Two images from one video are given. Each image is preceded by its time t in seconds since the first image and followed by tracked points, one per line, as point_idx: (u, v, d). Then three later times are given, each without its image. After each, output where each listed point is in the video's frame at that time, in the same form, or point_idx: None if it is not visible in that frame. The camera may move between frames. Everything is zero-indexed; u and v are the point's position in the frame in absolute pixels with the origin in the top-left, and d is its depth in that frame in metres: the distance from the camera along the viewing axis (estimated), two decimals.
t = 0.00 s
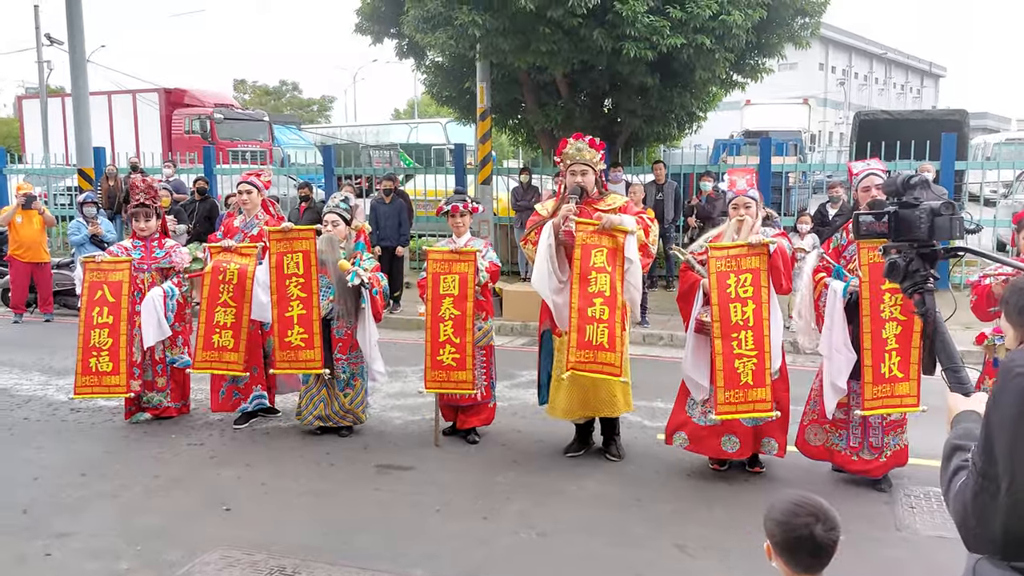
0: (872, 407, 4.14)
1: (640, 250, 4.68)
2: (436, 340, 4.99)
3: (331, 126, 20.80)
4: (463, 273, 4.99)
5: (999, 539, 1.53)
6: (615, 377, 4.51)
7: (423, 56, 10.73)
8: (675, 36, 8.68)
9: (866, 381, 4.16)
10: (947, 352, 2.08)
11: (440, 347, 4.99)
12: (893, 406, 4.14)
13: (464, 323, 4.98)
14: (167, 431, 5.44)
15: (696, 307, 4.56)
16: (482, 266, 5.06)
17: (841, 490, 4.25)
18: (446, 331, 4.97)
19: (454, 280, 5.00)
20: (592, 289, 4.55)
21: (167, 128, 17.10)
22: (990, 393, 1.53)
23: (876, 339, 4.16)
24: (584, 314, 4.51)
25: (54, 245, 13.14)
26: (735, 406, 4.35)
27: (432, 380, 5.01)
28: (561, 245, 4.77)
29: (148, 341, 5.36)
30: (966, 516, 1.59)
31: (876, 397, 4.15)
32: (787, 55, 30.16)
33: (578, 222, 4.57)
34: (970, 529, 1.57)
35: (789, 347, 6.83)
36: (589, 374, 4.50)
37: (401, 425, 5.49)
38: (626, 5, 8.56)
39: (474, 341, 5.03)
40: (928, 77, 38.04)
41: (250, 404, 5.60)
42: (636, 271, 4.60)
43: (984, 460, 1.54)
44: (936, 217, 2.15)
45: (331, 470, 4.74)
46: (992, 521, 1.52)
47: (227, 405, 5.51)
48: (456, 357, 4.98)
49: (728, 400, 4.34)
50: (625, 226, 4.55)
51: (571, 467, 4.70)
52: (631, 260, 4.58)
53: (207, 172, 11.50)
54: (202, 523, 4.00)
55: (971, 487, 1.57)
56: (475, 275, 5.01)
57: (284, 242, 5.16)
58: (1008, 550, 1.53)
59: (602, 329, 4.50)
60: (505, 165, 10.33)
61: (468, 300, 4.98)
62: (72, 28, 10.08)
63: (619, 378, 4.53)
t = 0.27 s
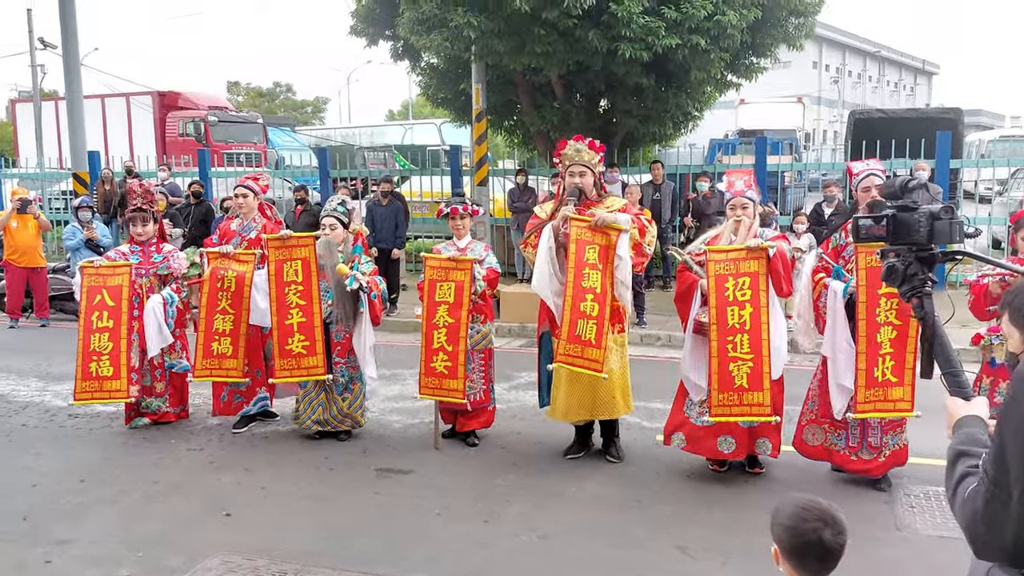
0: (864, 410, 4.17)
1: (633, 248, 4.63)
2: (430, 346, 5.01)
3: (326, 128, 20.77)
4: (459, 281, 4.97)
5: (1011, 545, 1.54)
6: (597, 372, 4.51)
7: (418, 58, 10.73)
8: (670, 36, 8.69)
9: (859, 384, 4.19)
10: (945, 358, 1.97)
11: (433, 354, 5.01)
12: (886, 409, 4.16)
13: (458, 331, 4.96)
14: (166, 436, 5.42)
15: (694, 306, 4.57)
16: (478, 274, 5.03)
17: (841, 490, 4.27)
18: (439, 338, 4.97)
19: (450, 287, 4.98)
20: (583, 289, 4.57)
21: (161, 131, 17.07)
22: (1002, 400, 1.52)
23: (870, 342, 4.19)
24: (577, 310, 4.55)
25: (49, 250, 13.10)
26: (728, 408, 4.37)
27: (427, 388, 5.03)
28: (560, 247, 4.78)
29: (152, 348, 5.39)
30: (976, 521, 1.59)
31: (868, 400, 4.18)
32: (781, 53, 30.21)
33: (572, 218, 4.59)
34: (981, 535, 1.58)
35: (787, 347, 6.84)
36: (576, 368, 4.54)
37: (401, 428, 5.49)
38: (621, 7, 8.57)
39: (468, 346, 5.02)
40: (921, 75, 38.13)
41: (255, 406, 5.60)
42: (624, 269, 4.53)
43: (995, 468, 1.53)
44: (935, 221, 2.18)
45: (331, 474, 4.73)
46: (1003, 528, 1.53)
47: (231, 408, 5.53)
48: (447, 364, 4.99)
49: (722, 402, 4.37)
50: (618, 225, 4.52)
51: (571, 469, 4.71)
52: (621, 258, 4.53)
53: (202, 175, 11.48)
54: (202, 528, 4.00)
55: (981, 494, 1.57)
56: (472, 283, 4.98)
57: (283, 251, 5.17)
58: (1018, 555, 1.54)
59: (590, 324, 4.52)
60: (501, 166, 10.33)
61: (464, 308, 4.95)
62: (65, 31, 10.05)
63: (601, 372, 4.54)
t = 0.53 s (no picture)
0: (844, 404, 4.21)
1: (618, 247, 4.59)
2: (418, 346, 5.02)
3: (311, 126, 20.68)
4: (446, 280, 4.97)
5: (1005, 540, 1.55)
6: (581, 365, 4.52)
7: (404, 56, 10.70)
8: (656, 33, 8.70)
9: (841, 379, 4.23)
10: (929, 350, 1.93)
11: (421, 353, 5.02)
12: (868, 404, 4.20)
13: (444, 331, 4.96)
14: (155, 438, 5.39)
15: (683, 302, 4.59)
16: (465, 274, 5.00)
17: (831, 483, 4.30)
18: (427, 337, 4.99)
19: (437, 287, 4.99)
20: (571, 285, 4.58)
21: (144, 131, 16.94)
22: (998, 396, 1.54)
23: (853, 337, 4.24)
24: (565, 306, 4.57)
25: (33, 251, 12.99)
26: (714, 403, 4.39)
27: (417, 387, 5.05)
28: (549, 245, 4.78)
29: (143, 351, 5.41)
30: (969, 517, 1.60)
31: (850, 394, 4.22)
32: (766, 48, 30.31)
33: (559, 214, 4.61)
34: (975, 530, 1.59)
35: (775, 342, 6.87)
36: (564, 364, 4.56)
37: (391, 427, 5.48)
38: (607, 4, 8.57)
39: (455, 345, 5.01)
40: (905, 70, 38.36)
41: (245, 407, 5.62)
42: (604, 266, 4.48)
43: (990, 462, 1.54)
44: (921, 215, 2.19)
45: (322, 474, 4.72)
46: (998, 523, 1.54)
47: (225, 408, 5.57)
48: (436, 364, 4.99)
49: (707, 397, 4.39)
50: (603, 221, 4.49)
51: (563, 466, 4.72)
52: (604, 254, 4.47)
53: (188, 175, 11.41)
54: (193, 530, 3.98)
55: (975, 490, 1.58)
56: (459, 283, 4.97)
57: (272, 255, 5.13)
58: (1012, 550, 1.56)
59: (576, 320, 4.52)
60: (488, 164, 10.32)
61: (451, 308, 4.95)
62: (47, 31, 9.95)
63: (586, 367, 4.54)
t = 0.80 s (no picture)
0: (827, 399, 4.26)
1: (598, 248, 4.63)
2: (408, 347, 5.02)
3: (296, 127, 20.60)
4: (433, 281, 4.98)
5: (991, 534, 1.55)
6: (580, 360, 4.63)
7: (388, 56, 10.68)
8: (640, 32, 8.73)
9: (823, 374, 4.28)
10: (916, 344, 1.94)
11: (413, 354, 5.02)
12: (851, 400, 4.23)
13: (435, 331, 4.98)
14: (141, 443, 5.36)
15: (669, 299, 4.59)
16: (450, 273, 5.01)
17: (817, 479, 4.33)
18: (417, 338, 4.99)
19: (423, 287, 5.00)
20: (560, 283, 4.67)
21: (127, 133, 16.83)
22: (982, 392, 1.54)
23: (836, 332, 4.28)
24: (555, 305, 4.65)
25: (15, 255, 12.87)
26: (701, 399, 4.42)
27: (409, 387, 5.05)
28: (534, 246, 4.78)
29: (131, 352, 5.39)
30: (954, 512, 1.60)
31: (832, 390, 4.26)
32: (749, 46, 30.44)
33: (541, 215, 4.67)
34: (960, 525, 1.59)
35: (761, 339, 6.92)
36: (559, 359, 4.63)
37: (379, 429, 5.48)
38: (591, 3, 8.59)
39: (445, 345, 5.01)
40: (887, 67, 38.60)
41: (234, 410, 5.62)
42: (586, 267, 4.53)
43: (974, 458, 1.54)
44: (906, 213, 2.20)
45: (310, 476, 4.71)
46: (984, 518, 1.54)
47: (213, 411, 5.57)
48: (428, 364, 5.00)
49: (694, 393, 4.42)
50: (587, 222, 4.58)
51: (551, 465, 4.73)
52: (584, 255, 4.57)
53: (172, 177, 11.34)
54: (181, 535, 3.96)
55: (960, 485, 1.58)
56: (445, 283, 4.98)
57: (258, 259, 5.13)
58: (998, 545, 1.56)
59: (570, 318, 4.62)
60: (473, 164, 10.33)
61: (438, 308, 4.97)
62: (27, 32, 9.87)
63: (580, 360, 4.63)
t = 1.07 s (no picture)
0: (817, 398, 4.29)
1: (584, 253, 4.61)
2: (402, 350, 5.01)
3: (283, 127, 20.53)
4: (423, 282, 4.97)
5: (975, 533, 1.56)
6: (571, 362, 4.60)
7: (376, 56, 10.65)
8: (628, 32, 8.75)
9: (813, 374, 4.31)
10: (908, 346, 1.97)
11: (408, 356, 5.00)
12: (842, 399, 4.26)
13: (429, 333, 4.98)
14: (129, 447, 5.33)
15: (659, 299, 4.60)
16: (441, 275, 5.01)
17: (807, 477, 4.35)
18: (412, 340, 4.98)
19: (415, 289, 4.98)
20: (549, 285, 4.67)
21: (113, 134, 16.73)
22: (967, 392, 1.55)
23: (826, 331, 4.30)
24: (543, 306, 4.66)
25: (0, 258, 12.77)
26: (691, 399, 4.45)
27: (404, 390, 5.03)
28: (523, 248, 4.78)
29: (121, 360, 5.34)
30: (939, 510, 1.61)
31: (822, 388, 4.30)
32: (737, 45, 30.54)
33: (530, 217, 4.66)
34: (945, 524, 1.60)
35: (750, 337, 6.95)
36: (550, 359, 4.64)
37: (370, 430, 5.47)
38: (579, 4, 8.59)
39: (440, 345, 5.03)
40: (873, 65, 38.79)
41: (223, 413, 5.60)
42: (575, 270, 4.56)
43: (960, 458, 1.55)
44: (896, 215, 2.24)
45: (300, 479, 4.70)
46: (969, 517, 1.55)
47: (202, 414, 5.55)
48: (423, 365, 4.99)
49: (684, 394, 4.45)
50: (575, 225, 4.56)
51: (542, 466, 4.74)
52: (570, 259, 4.57)
53: (158, 179, 11.28)
54: (171, 540, 3.94)
55: (945, 484, 1.59)
56: (437, 285, 4.98)
57: (245, 262, 5.10)
58: (982, 544, 1.57)
59: (559, 319, 4.61)
60: (463, 164, 10.32)
61: (431, 310, 4.97)
62: (12, 34, 9.79)
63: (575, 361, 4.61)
